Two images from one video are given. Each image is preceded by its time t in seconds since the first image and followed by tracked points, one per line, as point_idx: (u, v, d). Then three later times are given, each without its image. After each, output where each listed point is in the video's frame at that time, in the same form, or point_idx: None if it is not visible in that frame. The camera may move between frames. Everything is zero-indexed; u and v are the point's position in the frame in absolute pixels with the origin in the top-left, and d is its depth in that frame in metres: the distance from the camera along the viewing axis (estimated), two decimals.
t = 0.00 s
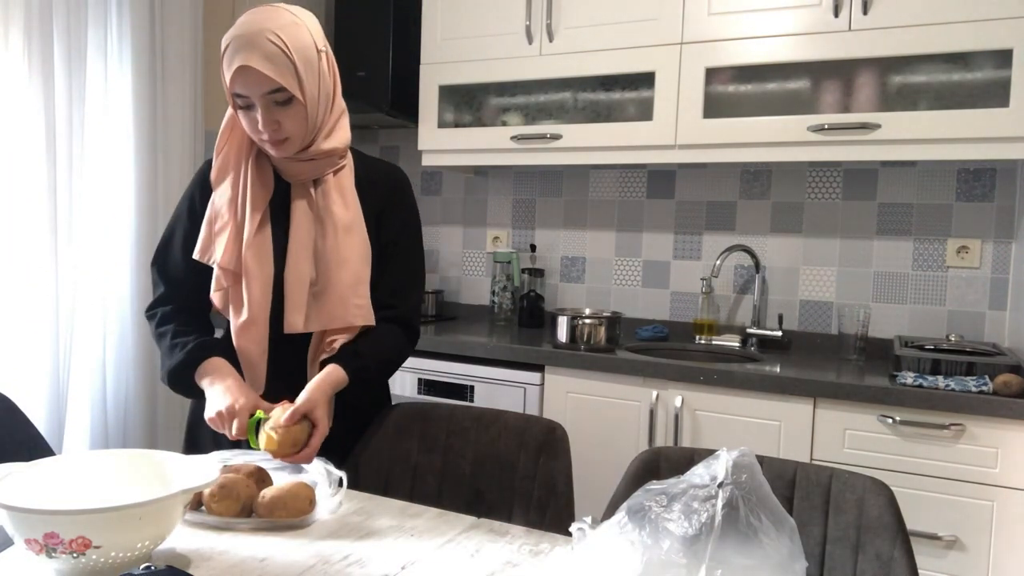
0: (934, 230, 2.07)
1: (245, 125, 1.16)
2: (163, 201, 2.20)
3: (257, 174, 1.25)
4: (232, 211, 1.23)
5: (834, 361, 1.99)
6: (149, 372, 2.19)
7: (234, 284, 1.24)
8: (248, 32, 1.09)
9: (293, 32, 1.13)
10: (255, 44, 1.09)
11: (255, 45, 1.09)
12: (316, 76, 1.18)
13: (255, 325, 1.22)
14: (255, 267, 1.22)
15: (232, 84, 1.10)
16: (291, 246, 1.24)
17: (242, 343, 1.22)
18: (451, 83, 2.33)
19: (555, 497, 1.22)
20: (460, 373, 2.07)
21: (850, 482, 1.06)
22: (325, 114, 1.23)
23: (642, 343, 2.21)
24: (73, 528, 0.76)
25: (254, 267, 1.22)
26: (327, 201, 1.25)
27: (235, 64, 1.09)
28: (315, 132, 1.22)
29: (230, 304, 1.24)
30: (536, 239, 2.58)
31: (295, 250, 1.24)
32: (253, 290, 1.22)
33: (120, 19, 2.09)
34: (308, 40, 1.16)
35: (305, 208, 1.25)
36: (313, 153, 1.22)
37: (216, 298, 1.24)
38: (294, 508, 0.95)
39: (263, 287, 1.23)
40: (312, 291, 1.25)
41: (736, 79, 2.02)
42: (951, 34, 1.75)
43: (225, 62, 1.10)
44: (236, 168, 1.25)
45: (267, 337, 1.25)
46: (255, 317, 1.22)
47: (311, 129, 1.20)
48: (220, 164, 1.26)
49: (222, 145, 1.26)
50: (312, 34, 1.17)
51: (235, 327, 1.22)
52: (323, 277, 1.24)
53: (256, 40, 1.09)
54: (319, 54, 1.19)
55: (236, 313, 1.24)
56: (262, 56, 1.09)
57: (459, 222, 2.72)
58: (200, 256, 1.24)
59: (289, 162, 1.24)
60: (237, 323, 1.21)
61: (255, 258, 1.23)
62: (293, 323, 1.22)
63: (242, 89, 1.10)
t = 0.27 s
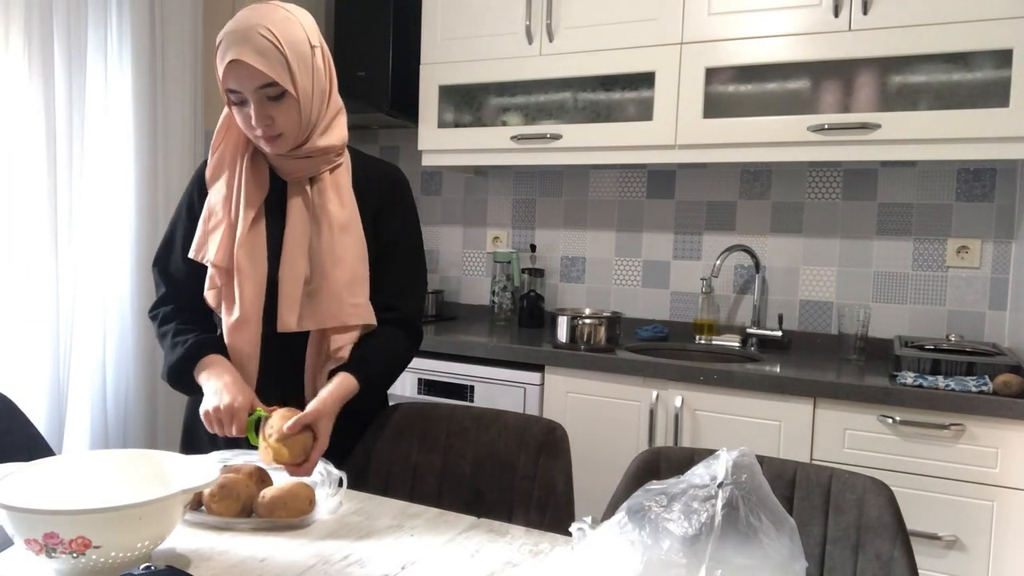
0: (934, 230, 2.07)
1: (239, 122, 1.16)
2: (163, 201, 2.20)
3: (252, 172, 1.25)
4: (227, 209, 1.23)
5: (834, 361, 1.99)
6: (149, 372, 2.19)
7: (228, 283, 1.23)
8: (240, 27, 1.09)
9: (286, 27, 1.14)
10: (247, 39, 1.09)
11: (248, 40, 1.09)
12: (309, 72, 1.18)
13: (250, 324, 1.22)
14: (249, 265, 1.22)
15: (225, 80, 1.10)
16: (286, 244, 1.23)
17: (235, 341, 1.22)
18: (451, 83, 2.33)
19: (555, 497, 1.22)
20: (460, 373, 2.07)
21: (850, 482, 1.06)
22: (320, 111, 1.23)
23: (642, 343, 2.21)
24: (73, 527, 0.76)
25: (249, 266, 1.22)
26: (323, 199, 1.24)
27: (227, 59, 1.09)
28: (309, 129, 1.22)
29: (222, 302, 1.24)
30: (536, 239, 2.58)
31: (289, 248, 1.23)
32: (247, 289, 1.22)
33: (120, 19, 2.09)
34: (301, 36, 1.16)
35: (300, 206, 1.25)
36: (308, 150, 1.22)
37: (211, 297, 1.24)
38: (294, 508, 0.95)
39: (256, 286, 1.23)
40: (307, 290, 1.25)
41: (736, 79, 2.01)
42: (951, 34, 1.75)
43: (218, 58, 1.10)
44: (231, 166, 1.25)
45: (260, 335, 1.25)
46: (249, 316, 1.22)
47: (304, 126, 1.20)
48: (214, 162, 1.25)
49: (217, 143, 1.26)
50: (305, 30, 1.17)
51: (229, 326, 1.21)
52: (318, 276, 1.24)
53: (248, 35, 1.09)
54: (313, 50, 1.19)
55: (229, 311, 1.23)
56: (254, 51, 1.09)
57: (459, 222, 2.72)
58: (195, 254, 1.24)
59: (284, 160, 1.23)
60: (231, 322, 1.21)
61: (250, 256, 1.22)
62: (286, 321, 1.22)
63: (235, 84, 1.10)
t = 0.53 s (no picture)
0: (934, 230, 2.07)
1: (238, 122, 1.16)
2: (163, 201, 2.20)
3: (253, 171, 1.25)
4: (228, 208, 1.23)
5: (834, 361, 1.99)
6: (149, 372, 2.19)
7: (228, 282, 1.23)
8: (238, 27, 1.09)
9: (284, 27, 1.14)
10: (245, 39, 1.09)
11: (245, 40, 1.09)
12: (308, 72, 1.18)
13: (250, 322, 1.21)
14: (249, 264, 1.22)
15: (223, 80, 1.10)
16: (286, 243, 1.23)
17: (238, 341, 1.21)
18: (451, 84, 2.33)
19: (555, 497, 1.22)
20: (460, 373, 2.07)
21: (850, 482, 1.06)
22: (319, 111, 1.24)
23: (642, 343, 2.21)
24: (73, 527, 0.76)
25: (249, 265, 1.22)
26: (322, 199, 1.25)
27: (224, 60, 1.09)
28: (309, 129, 1.22)
29: (224, 302, 1.23)
30: (536, 239, 2.58)
31: (289, 248, 1.23)
32: (247, 288, 1.22)
33: (120, 19, 2.09)
34: (299, 36, 1.16)
35: (300, 206, 1.25)
36: (307, 150, 1.22)
37: (211, 296, 1.24)
38: (295, 508, 0.95)
39: (257, 286, 1.23)
40: (306, 289, 1.25)
41: (736, 80, 2.01)
42: (951, 34, 1.75)
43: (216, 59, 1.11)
44: (232, 165, 1.25)
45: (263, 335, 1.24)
46: (251, 315, 1.21)
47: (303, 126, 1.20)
48: (215, 161, 1.26)
49: (219, 143, 1.26)
50: (303, 31, 1.18)
51: (230, 324, 1.21)
52: (317, 275, 1.24)
53: (246, 35, 1.09)
54: (312, 51, 1.19)
55: (232, 310, 1.23)
56: (251, 51, 1.09)
57: (459, 222, 2.72)
58: (196, 254, 1.24)
59: (283, 160, 1.24)
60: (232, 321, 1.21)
61: (250, 255, 1.22)
62: (286, 321, 1.22)
63: (233, 85, 1.10)
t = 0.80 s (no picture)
0: (935, 230, 2.07)
1: (236, 124, 1.16)
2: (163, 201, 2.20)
3: (249, 170, 1.25)
4: (224, 209, 1.23)
5: (834, 361, 1.99)
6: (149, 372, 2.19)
7: (225, 282, 1.24)
8: (235, 29, 1.09)
9: (282, 28, 1.14)
10: (243, 41, 1.09)
11: (243, 41, 1.09)
12: (306, 74, 1.18)
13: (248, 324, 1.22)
14: (245, 265, 1.22)
15: (221, 82, 1.10)
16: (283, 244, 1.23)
17: (236, 341, 1.22)
18: (451, 84, 2.33)
19: (555, 497, 1.22)
20: (460, 373, 2.07)
21: (850, 481, 1.06)
22: (316, 111, 1.23)
23: (642, 343, 2.21)
24: (73, 527, 0.76)
25: (246, 266, 1.22)
26: (319, 199, 1.25)
27: (221, 61, 1.09)
28: (306, 129, 1.22)
29: (222, 303, 1.24)
30: (537, 239, 2.58)
31: (285, 249, 1.23)
32: (244, 289, 1.22)
33: (119, 18, 2.09)
34: (296, 36, 1.16)
35: (297, 207, 1.25)
36: (304, 150, 1.22)
37: (209, 296, 1.24)
38: (295, 508, 0.95)
39: (253, 287, 1.23)
40: (303, 289, 1.25)
41: (736, 80, 2.01)
42: (951, 34, 1.75)
43: (213, 59, 1.10)
44: (227, 166, 1.25)
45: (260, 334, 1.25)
46: (247, 316, 1.22)
47: (301, 127, 1.20)
48: (210, 161, 1.25)
49: (212, 143, 1.25)
50: (300, 31, 1.17)
51: (228, 325, 1.22)
52: (315, 276, 1.24)
53: (243, 36, 1.09)
54: (308, 51, 1.19)
55: (228, 311, 1.24)
56: (249, 54, 1.09)
57: (459, 222, 2.72)
58: (192, 254, 1.24)
59: (280, 160, 1.23)
60: (230, 321, 1.22)
61: (246, 255, 1.22)
62: (283, 322, 1.22)
63: (231, 89, 1.11)
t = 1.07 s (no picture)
0: (935, 230, 2.07)
1: (250, 122, 1.16)
2: (162, 202, 2.20)
3: (257, 170, 1.25)
4: (232, 209, 1.24)
5: (835, 361, 1.99)
6: (149, 372, 2.19)
7: (227, 283, 1.23)
8: (256, 27, 1.09)
9: (301, 28, 1.14)
10: (264, 39, 1.09)
11: (264, 40, 1.09)
12: (321, 74, 1.19)
13: (250, 324, 1.22)
14: (250, 265, 1.22)
15: (239, 80, 1.10)
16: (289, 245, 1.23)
17: (237, 342, 1.21)
18: (451, 84, 2.33)
19: (556, 498, 1.22)
20: (460, 373, 2.07)
21: (850, 482, 1.06)
22: (328, 113, 1.24)
23: (642, 343, 2.21)
24: (73, 527, 0.76)
25: (251, 267, 1.22)
26: (325, 200, 1.25)
27: (242, 59, 1.09)
28: (319, 130, 1.22)
29: (223, 304, 1.23)
30: (537, 239, 2.58)
31: (291, 250, 1.23)
32: (246, 289, 1.22)
33: (119, 18, 2.09)
34: (314, 37, 1.17)
35: (304, 208, 1.25)
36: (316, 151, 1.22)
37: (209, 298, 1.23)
38: (295, 508, 0.95)
39: (256, 288, 1.23)
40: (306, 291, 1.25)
41: (736, 80, 2.01)
42: (951, 34, 1.75)
43: (232, 57, 1.10)
44: (236, 166, 1.25)
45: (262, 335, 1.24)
46: (249, 316, 1.21)
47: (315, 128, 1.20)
48: (217, 162, 1.25)
49: (219, 144, 1.26)
50: (317, 32, 1.18)
51: (229, 326, 1.21)
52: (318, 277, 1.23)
53: (265, 35, 1.09)
54: (325, 53, 1.20)
55: (230, 312, 1.22)
56: (270, 52, 1.09)
57: (459, 222, 2.72)
58: (196, 254, 1.24)
59: (289, 160, 1.24)
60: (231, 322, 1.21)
61: (252, 256, 1.23)
62: (285, 322, 1.22)
63: (249, 86, 1.10)
